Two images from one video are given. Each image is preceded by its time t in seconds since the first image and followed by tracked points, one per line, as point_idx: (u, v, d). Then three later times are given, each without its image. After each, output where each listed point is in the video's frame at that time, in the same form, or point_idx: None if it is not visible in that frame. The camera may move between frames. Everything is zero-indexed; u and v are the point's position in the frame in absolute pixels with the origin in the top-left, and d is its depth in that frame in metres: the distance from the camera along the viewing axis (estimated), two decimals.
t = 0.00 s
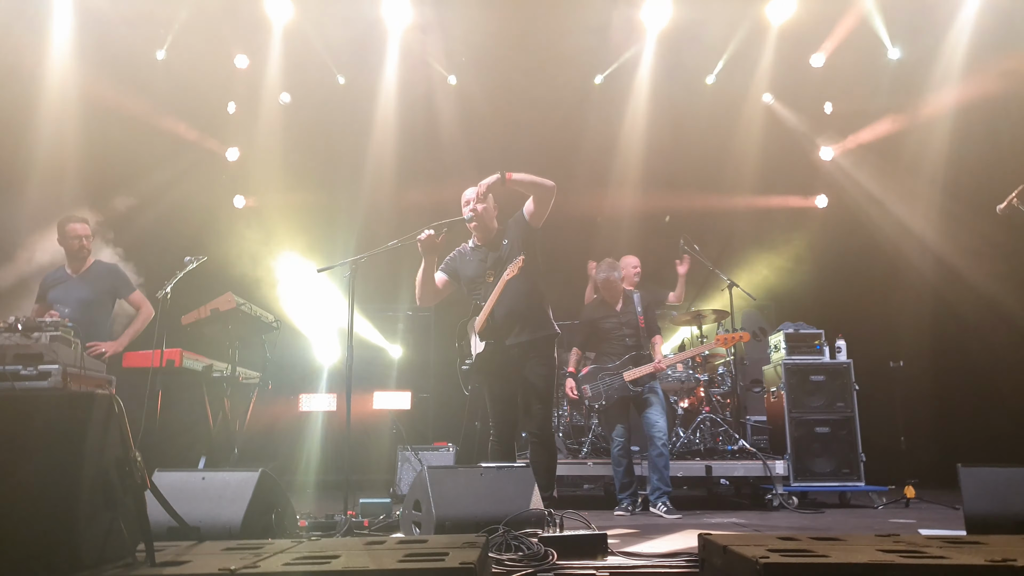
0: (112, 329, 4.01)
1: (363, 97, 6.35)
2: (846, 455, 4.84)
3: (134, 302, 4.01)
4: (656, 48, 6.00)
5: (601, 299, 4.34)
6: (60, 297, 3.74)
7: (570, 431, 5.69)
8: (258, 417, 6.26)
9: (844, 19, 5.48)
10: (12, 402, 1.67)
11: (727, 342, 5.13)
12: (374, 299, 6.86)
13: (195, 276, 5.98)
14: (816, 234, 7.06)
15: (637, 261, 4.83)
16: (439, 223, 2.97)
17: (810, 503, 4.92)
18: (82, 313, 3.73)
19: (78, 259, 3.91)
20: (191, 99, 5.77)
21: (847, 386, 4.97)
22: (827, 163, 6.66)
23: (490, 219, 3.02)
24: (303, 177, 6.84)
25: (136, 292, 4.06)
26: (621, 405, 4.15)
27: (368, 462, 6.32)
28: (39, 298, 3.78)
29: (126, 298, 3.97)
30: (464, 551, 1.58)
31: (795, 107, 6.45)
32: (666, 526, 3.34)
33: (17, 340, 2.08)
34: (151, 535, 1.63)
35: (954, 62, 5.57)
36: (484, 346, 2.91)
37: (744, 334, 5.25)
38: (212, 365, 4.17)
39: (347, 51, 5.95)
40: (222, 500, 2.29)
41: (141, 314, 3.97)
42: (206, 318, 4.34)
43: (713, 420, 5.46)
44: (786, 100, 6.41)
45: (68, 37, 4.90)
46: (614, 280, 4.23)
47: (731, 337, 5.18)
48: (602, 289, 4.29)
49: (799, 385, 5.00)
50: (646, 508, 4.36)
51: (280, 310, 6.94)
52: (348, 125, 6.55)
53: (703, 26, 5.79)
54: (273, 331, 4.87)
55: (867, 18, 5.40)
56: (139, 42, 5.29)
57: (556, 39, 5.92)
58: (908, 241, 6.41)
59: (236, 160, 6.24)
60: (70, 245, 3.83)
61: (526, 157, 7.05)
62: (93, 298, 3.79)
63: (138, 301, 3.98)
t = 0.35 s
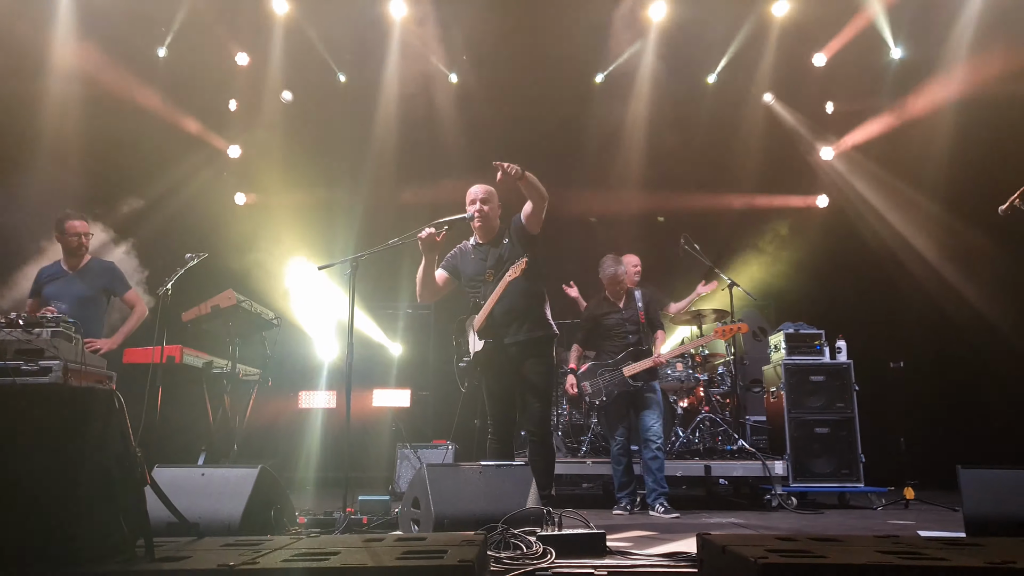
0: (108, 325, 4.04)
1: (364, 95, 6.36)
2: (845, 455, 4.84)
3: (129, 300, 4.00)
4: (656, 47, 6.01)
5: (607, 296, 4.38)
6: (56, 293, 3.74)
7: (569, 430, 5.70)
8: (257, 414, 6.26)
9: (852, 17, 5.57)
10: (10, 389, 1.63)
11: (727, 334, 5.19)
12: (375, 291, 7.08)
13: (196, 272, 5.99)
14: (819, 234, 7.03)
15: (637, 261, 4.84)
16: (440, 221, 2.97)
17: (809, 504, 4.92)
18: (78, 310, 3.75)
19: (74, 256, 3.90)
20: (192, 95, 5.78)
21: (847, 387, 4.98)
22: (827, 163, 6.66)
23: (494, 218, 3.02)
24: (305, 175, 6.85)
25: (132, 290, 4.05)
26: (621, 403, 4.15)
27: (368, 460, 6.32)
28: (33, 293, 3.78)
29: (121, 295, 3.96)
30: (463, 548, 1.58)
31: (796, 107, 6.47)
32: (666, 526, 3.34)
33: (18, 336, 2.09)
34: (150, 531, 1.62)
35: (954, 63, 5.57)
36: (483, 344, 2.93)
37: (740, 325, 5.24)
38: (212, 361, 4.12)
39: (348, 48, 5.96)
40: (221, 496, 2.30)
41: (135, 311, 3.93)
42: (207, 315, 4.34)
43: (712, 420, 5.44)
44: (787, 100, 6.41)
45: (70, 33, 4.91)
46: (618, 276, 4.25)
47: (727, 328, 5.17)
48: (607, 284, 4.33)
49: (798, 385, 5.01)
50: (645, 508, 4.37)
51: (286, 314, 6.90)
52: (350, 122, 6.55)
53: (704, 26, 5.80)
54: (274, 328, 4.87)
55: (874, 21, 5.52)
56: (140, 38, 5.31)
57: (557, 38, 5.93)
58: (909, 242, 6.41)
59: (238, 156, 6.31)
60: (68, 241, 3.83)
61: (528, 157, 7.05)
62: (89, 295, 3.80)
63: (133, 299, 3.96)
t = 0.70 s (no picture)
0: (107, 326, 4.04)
1: (364, 94, 6.40)
2: (845, 453, 4.84)
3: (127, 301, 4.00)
4: (655, 44, 6.01)
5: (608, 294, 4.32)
6: (57, 294, 3.75)
7: (568, 429, 5.69)
8: (257, 414, 6.25)
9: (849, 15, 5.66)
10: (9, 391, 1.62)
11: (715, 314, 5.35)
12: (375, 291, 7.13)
13: (196, 271, 5.98)
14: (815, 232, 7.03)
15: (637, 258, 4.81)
16: (441, 220, 2.94)
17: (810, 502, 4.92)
18: (78, 311, 3.77)
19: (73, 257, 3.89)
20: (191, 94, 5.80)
21: (847, 384, 4.97)
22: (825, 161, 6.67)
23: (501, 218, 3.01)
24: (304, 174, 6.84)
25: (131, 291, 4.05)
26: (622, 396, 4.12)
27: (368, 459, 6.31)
28: (31, 295, 3.78)
29: (120, 296, 3.96)
30: (464, 547, 1.57)
31: (795, 104, 6.47)
32: (667, 524, 3.34)
33: (18, 336, 2.07)
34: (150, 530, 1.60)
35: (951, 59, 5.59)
36: (482, 346, 2.92)
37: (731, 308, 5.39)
38: (212, 361, 4.12)
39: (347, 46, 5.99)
40: (221, 496, 2.30)
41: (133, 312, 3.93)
42: (207, 315, 4.34)
43: (712, 418, 5.54)
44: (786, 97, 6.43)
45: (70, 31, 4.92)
46: (619, 274, 4.19)
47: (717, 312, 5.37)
48: (611, 282, 4.25)
49: (798, 383, 5.01)
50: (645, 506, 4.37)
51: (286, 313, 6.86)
52: (349, 121, 6.55)
53: (702, 22, 5.82)
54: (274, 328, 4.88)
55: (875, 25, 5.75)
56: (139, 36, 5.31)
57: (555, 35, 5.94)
58: (908, 239, 6.42)
59: (237, 156, 6.18)
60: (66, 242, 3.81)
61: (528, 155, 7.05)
62: (89, 295, 3.82)
63: (131, 300, 3.96)
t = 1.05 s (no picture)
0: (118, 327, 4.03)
1: (363, 94, 6.34)
2: (848, 450, 4.84)
3: (139, 302, 4.00)
4: (655, 43, 5.98)
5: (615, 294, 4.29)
6: (70, 295, 3.73)
7: (571, 427, 5.69)
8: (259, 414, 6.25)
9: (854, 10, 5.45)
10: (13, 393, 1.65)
11: (724, 323, 5.23)
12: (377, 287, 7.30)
13: (197, 273, 5.97)
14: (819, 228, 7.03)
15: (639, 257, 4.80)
16: (438, 220, 2.91)
17: (813, 498, 4.92)
18: (92, 311, 3.75)
19: (83, 257, 3.88)
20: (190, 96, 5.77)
21: (849, 381, 4.97)
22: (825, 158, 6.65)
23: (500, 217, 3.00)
24: (303, 174, 6.83)
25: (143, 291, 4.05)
26: (627, 397, 4.15)
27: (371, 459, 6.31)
28: (43, 297, 3.76)
29: (131, 296, 3.96)
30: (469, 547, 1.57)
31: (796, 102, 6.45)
32: (671, 521, 3.34)
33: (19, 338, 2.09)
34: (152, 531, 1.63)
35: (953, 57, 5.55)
36: (484, 345, 2.93)
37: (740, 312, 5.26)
38: (214, 361, 4.11)
39: (346, 48, 5.94)
40: (225, 496, 2.30)
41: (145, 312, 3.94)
42: (209, 315, 4.36)
43: (715, 416, 5.50)
44: (786, 95, 6.40)
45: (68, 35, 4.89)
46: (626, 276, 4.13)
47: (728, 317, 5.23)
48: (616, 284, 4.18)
49: (800, 380, 5.01)
50: (648, 504, 4.36)
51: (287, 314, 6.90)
52: (349, 122, 6.54)
53: (705, 20, 5.75)
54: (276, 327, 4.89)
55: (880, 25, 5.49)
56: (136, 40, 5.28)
57: (555, 35, 5.91)
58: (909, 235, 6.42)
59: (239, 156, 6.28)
60: (77, 243, 3.79)
61: (528, 154, 7.04)
62: (101, 295, 3.80)
63: (143, 301, 3.96)
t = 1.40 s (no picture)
0: (131, 324, 4.04)
1: (365, 93, 6.35)
2: (849, 451, 4.84)
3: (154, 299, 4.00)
4: (657, 44, 5.99)
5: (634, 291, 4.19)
6: (84, 294, 3.74)
7: (572, 428, 5.70)
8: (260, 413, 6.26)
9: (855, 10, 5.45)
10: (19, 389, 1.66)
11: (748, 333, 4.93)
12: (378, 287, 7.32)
13: (199, 271, 5.98)
14: (821, 229, 7.02)
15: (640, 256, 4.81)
16: (443, 219, 2.95)
17: (814, 500, 4.92)
18: (107, 309, 3.77)
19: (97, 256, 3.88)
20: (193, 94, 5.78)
21: (851, 382, 4.97)
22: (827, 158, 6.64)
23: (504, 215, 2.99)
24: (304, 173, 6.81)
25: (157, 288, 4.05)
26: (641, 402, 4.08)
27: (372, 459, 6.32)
28: (58, 297, 3.75)
29: (145, 294, 3.96)
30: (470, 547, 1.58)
31: (798, 102, 6.45)
32: (672, 522, 3.34)
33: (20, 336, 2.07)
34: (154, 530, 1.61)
35: (955, 58, 5.56)
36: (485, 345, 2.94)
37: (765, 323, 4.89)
38: (216, 360, 4.09)
39: (349, 46, 5.95)
40: (226, 495, 2.30)
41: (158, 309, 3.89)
42: (211, 313, 4.36)
43: (716, 416, 5.50)
44: (788, 95, 6.40)
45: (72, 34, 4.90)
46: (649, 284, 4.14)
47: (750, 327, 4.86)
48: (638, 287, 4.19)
49: (801, 381, 5.00)
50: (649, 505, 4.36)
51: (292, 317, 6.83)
52: (350, 121, 6.54)
53: (707, 20, 5.76)
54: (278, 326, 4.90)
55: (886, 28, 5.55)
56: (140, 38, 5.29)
57: (557, 34, 5.92)
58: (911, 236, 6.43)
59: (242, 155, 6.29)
60: (89, 243, 3.78)
61: (530, 153, 7.02)
62: (115, 294, 3.81)
63: (157, 298, 3.95)
